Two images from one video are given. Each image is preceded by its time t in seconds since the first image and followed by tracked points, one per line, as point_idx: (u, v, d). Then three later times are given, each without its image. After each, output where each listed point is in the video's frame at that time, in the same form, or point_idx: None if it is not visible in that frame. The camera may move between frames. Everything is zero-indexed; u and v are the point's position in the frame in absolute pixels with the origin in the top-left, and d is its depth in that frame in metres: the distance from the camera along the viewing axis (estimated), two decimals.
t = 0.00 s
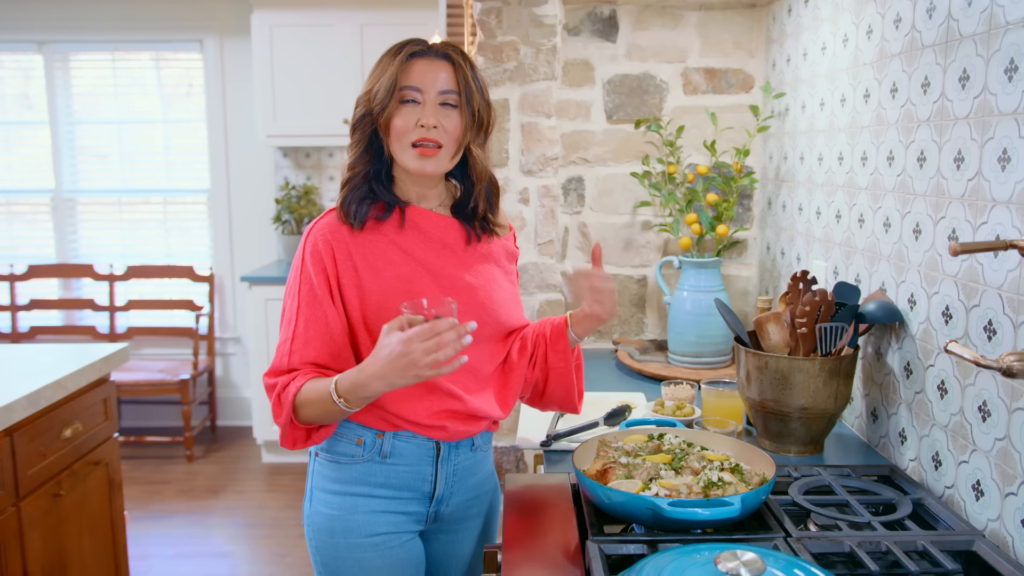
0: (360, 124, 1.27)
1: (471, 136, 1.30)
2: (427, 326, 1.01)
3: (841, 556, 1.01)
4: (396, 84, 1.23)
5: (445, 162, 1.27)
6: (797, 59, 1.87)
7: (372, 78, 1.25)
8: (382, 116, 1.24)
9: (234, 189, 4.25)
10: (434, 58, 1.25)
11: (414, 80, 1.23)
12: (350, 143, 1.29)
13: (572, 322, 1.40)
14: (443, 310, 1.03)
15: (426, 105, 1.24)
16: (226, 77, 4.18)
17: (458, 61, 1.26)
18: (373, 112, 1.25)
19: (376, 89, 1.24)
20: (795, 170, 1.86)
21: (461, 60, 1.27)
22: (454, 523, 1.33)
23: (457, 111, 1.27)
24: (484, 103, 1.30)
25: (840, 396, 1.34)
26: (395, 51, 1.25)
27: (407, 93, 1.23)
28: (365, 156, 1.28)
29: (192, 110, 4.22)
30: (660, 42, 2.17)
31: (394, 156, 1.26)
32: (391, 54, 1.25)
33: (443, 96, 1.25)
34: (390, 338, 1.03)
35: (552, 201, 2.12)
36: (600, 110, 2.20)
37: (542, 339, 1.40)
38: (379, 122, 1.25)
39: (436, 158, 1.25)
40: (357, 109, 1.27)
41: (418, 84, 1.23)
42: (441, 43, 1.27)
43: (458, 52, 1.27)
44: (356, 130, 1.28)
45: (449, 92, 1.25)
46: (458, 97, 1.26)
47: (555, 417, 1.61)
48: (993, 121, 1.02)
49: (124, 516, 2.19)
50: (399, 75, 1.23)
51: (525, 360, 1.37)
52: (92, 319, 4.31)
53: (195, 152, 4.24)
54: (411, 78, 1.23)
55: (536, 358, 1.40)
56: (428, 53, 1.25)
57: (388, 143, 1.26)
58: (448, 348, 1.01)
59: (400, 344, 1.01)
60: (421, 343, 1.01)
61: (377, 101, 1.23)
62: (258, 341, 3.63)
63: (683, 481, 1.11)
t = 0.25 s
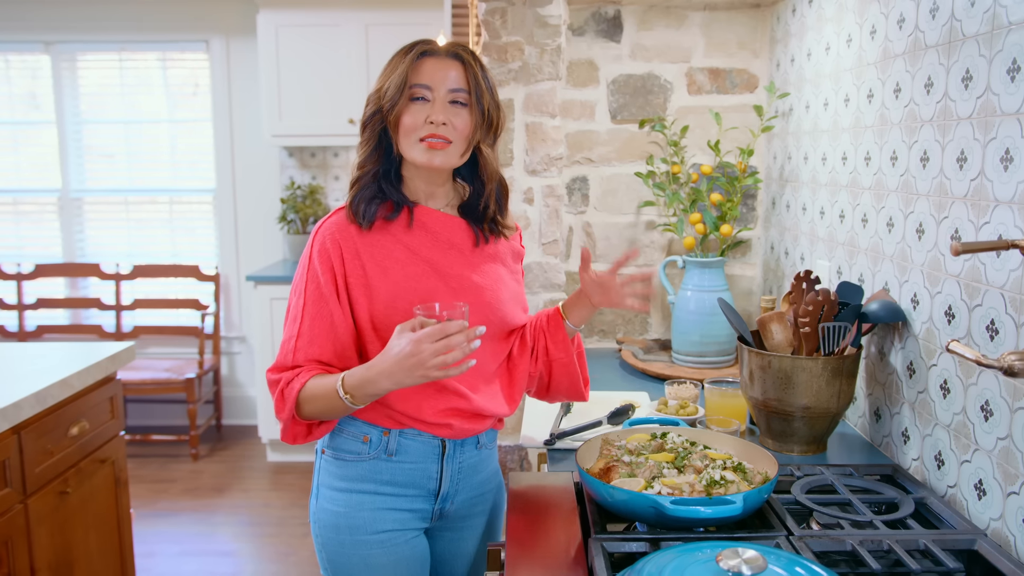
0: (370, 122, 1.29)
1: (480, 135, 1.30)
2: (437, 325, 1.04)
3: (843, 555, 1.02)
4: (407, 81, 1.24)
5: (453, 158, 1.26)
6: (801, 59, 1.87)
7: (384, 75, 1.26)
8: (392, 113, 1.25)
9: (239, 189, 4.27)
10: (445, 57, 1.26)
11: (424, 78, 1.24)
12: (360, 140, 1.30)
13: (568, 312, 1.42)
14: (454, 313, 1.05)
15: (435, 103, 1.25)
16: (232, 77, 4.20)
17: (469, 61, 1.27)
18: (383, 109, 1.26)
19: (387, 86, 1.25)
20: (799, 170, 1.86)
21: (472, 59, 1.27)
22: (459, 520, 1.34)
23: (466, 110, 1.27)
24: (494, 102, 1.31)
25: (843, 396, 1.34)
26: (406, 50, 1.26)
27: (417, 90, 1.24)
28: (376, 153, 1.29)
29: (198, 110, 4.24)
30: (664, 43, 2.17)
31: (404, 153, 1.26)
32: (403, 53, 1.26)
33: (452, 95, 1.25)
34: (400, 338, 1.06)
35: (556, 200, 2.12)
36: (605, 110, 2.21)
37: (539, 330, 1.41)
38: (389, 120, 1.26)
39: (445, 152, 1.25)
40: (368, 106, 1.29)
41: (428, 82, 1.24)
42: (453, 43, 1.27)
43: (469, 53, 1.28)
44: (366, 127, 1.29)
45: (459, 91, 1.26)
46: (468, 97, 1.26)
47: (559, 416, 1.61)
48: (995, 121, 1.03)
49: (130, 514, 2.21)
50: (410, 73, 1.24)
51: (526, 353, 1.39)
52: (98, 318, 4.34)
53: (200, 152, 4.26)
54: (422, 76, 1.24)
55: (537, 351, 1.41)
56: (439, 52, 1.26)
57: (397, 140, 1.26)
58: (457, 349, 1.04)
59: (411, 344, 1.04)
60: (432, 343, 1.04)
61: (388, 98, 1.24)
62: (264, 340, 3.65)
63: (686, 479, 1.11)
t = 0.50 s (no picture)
0: (372, 122, 1.29)
1: (481, 139, 1.31)
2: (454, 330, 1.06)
3: (843, 554, 1.02)
4: (409, 85, 1.24)
5: (452, 163, 1.28)
6: (802, 59, 1.87)
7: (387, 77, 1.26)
8: (394, 115, 1.25)
9: (242, 190, 4.28)
10: (448, 60, 1.26)
11: (427, 82, 1.25)
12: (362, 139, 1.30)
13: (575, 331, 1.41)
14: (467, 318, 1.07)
15: (437, 108, 1.25)
16: (234, 78, 4.21)
17: (472, 66, 1.27)
18: (385, 111, 1.26)
19: (389, 89, 1.25)
20: (800, 171, 1.86)
21: (475, 63, 1.28)
22: (461, 519, 1.34)
23: (468, 115, 1.28)
24: (496, 107, 1.31)
25: (844, 395, 1.34)
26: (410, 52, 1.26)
27: (420, 93, 1.25)
28: (377, 153, 1.30)
29: (200, 111, 4.25)
30: (666, 43, 2.17)
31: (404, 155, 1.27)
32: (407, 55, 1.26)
33: (455, 100, 1.26)
34: (416, 341, 1.08)
35: (558, 201, 2.13)
36: (606, 110, 2.21)
37: (543, 343, 1.41)
38: (391, 121, 1.27)
39: (444, 157, 1.26)
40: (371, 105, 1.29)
41: (431, 86, 1.25)
42: (456, 47, 1.28)
43: (472, 57, 1.28)
44: (368, 127, 1.29)
45: (461, 95, 1.26)
46: (470, 102, 1.27)
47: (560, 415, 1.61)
48: (995, 121, 1.03)
49: (133, 514, 2.21)
50: (413, 76, 1.24)
51: (525, 362, 1.39)
52: (101, 318, 4.35)
53: (203, 152, 4.27)
54: (424, 80, 1.25)
55: (536, 362, 1.41)
56: (443, 56, 1.26)
57: (399, 142, 1.27)
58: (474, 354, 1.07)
59: (427, 347, 1.06)
60: (449, 348, 1.06)
61: (390, 100, 1.25)
62: (266, 340, 3.65)
63: (686, 478, 1.12)
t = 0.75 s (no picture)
0: (375, 126, 1.29)
1: (483, 142, 1.32)
2: (459, 340, 1.06)
3: (844, 553, 1.02)
4: (413, 88, 1.24)
5: (455, 167, 1.28)
6: (801, 60, 1.88)
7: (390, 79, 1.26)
8: (398, 118, 1.25)
9: (243, 191, 4.29)
10: (451, 63, 1.27)
11: (431, 86, 1.25)
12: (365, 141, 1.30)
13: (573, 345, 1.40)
14: (472, 329, 1.07)
15: (441, 111, 1.25)
16: (235, 79, 4.21)
17: (475, 69, 1.27)
18: (389, 114, 1.27)
19: (393, 92, 1.25)
20: (800, 171, 1.87)
21: (478, 66, 1.28)
22: (461, 520, 1.34)
23: (471, 118, 1.28)
24: (498, 109, 1.32)
25: (843, 395, 1.34)
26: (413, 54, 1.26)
27: (423, 97, 1.25)
28: (380, 156, 1.30)
29: (201, 113, 4.25)
30: (665, 44, 2.18)
31: (408, 158, 1.28)
32: (410, 56, 1.25)
33: (459, 104, 1.26)
34: (420, 349, 1.07)
35: (558, 201, 2.13)
36: (606, 111, 2.21)
37: (540, 355, 1.40)
38: (394, 125, 1.27)
39: (448, 161, 1.27)
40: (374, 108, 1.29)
41: (435, 89, 1.25)
42: (459, 49, 1.28)
43: (475, 59, 1.28)
44: (371, 130, 1.30)
45: (465, 99, 1.26)
46: (473, 105, 1.27)
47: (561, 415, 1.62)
48: (993, 121, 1.03)
49: (135, 515, 2.22)
50: (416, 79, 1.24)
51: (522, 371, 1.40)
52: (102, 320, 4.36)
53: (203, 154, 4.27)
54: (428, 83, 1.25)
55: (532, 372, 1.41)
56: (446, 58, 1.26)
57: (403, 146, 1.27)
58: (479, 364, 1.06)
59: (431, 356, 1.05)
60: (454, 359, 1.05)
61: (394, 104, 1.25)
62: (266, 342, 3.65)
63: (687, 478, 1.12)
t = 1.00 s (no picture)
0: (374, 130, 1.27)
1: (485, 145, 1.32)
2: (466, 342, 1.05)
3: (845, 552, 1.02)
4: (421, 93, 1.23)
5: (460, 171, 1.29)
6: (801, 59, 1.88)
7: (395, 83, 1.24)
8: (405, 123, 1.24)
9: (243, 193, 4.29)
10: (456, 67, 1.26)
11: (438, 91, 1.24)
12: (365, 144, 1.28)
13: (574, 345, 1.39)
14: (480, 331, 1.07)
15: (448, 117, 1.25)
16: (234, 81, 4.22)
17: (480, 73, 1.27)
18: (393, 118, 1.25)
19: (399, 96, 1.23)
20: (799, 171, 1.87)
21: (482, 70, 1.28)
22: (464, 520, 1.35)
23: (475, 121, 1.29)
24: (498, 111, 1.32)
25: (844, 394, 1.34)
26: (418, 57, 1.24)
27: (430, 102, 1.24)
28: (380, 159, 1.29)
29: (200, 115, 4.25)
30: (664, 44, 2.18)
31: (414, 163, 1.27)
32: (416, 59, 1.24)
33: (465, 108, 1.26)
34: (428, 353, 1.07)
35: (558, 202, 2.13)
36: (605, 112, 2.22)
37: (541, 356, 1.40)
38: (398, 129, 1.26)
39: (454, 166, 1.27)
40: (375, 111, 1.26)
41: (443, 95, 1.24)
42: (463, 52, 1.27)
43: (478, 63, 1.28)
44: (371, 133, 1.27)
45: (471, 103, 1.27)
46: (479, 110, 1.28)
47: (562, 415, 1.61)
48: (993, 120, 1.03)
49: (135, 517, 2.21)
50: (424, 84, 1.23)
51: (522, 371, 1.40)
52: (102, 322, 4.36)
53: (203, 156, 4.27)
54: (435, 88, 1.24)
55: (532, 372, 1.41)
56: (451, 63, 1.25)
57: (409, 150, 1.27)
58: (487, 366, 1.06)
59: (438, 360, 1.05)
60: (461, 361, 1.05)
61: (401, 109, 1.23)
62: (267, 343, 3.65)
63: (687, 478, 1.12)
